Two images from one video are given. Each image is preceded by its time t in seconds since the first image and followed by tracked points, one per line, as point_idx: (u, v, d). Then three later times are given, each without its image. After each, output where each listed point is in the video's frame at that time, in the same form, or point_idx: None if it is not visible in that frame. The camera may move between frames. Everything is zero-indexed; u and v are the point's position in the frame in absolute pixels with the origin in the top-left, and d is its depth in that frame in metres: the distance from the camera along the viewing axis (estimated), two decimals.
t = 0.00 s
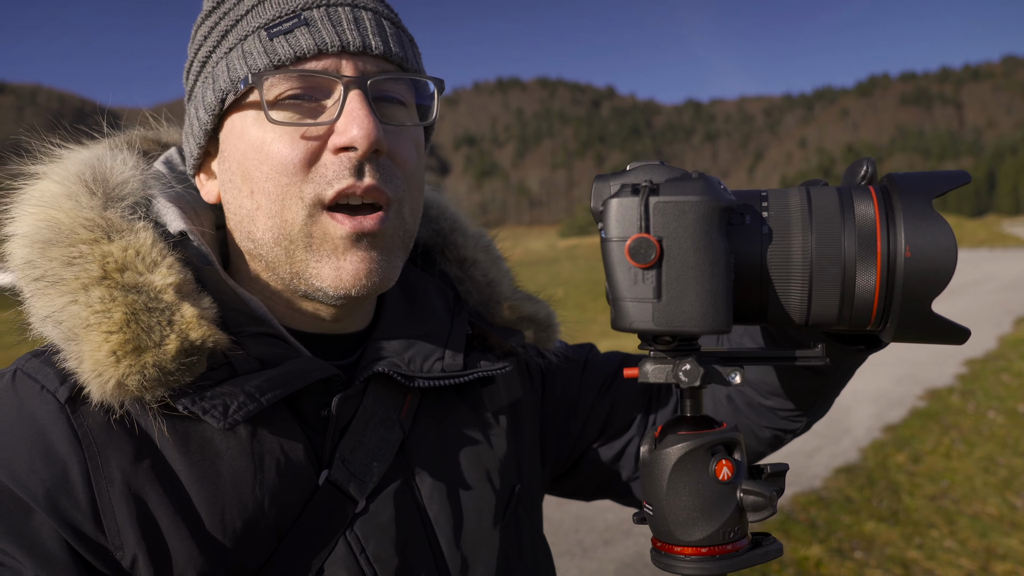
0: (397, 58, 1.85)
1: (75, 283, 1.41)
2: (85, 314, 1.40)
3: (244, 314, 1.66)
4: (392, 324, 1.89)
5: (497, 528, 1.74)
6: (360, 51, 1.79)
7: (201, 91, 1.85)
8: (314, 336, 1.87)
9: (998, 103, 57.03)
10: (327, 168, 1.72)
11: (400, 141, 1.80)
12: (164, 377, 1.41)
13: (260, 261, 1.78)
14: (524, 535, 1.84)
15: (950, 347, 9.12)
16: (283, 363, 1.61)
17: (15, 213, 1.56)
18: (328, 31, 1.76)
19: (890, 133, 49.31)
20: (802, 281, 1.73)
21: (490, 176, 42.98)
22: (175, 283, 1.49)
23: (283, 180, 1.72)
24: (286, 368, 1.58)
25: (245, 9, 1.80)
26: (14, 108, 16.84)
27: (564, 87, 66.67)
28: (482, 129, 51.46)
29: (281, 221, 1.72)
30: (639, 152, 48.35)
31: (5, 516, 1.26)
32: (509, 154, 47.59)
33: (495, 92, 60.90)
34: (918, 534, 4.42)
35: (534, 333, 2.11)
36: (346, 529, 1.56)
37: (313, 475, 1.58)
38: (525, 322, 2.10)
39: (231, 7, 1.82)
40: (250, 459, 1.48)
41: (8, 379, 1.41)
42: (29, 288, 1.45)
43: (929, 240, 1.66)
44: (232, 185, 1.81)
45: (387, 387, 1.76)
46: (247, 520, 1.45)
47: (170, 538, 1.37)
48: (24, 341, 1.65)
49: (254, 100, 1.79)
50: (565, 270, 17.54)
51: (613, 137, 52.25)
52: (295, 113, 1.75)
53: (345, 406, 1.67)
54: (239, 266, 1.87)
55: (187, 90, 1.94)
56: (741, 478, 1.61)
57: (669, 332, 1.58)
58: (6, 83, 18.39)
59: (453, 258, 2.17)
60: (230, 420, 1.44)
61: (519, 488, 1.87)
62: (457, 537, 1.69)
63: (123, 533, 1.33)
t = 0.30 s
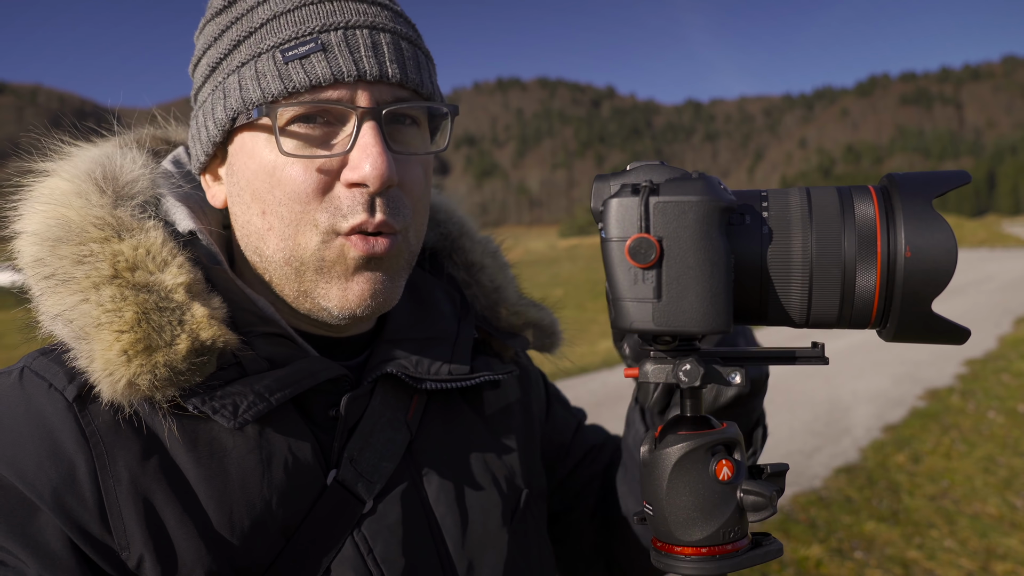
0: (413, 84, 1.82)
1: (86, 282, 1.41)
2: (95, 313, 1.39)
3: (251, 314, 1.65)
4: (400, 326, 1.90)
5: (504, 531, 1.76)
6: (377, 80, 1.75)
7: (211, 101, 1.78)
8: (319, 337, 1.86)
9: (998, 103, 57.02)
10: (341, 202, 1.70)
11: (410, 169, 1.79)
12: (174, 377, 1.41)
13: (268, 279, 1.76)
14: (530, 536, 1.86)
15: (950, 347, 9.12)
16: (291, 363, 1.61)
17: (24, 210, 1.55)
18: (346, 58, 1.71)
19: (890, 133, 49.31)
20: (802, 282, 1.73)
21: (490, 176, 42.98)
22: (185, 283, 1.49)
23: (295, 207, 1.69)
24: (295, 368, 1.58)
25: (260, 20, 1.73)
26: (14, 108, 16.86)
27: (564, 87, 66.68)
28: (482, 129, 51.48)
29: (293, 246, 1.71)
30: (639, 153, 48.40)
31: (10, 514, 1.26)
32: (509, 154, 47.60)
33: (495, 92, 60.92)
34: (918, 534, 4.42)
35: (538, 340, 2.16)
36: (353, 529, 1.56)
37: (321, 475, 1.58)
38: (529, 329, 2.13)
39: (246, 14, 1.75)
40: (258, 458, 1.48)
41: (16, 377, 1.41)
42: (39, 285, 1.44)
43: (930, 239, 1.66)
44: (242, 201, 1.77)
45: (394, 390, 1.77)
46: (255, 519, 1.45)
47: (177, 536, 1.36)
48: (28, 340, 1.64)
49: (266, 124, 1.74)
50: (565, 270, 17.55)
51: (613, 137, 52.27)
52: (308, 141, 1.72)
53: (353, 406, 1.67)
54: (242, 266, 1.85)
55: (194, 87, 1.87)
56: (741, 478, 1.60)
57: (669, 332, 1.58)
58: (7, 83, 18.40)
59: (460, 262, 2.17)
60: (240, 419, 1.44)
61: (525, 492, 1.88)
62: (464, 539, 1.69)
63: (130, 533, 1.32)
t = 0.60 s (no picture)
0: (425, 89, 1.82)
1: (98, 278, 1.41)
2: (109, 310, 1.39)
3: (260, 314, 1.63)
4: (403, 328, 1.88)
5: (504, 533, 1.77)
6: (391, 85, 1.75)
7: (221, 104, 1.77)
8: (323, 337, 1.85)
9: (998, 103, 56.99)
10: (352, 209, 1.69)
11: (421, 174, 1.79)
12: (188, 375, 1.41)
13: (276, 281, 1.74)
14: (525, 536, 1.89)
15: (949, 347, 9.12)
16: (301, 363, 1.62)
17: (30, 205, 1.54)
18: (360, 63, 1.71)
19: (890, 133, 49.29)
20: (802, 282, 1.73)
21: (490, 176, 42.99)
22: (198, 281, 1.49)
23: (306, 211, 1.68)
24: (304, 368, 1.58)
25: (272, 23, 1.73)
26: (14, 108, 16.86)
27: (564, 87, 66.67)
28: (482, 129, 51.53)
29: (302, 249, 1.69)
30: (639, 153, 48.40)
31: (14, 515, 1.26)
32: (509, 154, 47.62)
33: (495, 92, 60.93)
34: (918, 534, 4.42)
35: (536, 346, 2.21)
36: (359, 530, 1.56)
37: (327, 475, 1.57)
38: (529, 335, 2.17)
39: (256, 16, 1.74)
40: (267, 458, 1.48)
41: (21, 376, 1.39)
42: (48, 282, 1.44)
43: (930, 240, 1.66)
44: (251, 204, 1.75)
45: (397, 391, 1.77)
46: (263, 519, 1.45)
47: (185, 538, 1.36)
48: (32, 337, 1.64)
49: (279, 128, 1.72)
50: (565, 270, 17.56)
51: (613, 137, 52.27)
52: (321, 145, 1.70)
53: (359, 406, 1.67)
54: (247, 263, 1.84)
55: (200, 88, 1.86)
56: (741, 478, 1.61)
57: (670, 332, 1.58)
58: (6, 83, 18.40)
59: (461, 267, 2.18)
60: (252, 418, 1.44)
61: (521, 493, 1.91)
62: (466, 540, 1.70)
63: (137, 535, 1.32)
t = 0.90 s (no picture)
0: (435, 83, 1.86)
1: (84, 281, 1.40)
2: (96, 313, 1.38)
3: (250, 315, 1.63)
4: (394, 327, 1.88)
5: (494, 532, 1.78)
6: (407, 77, 1.78)
7: (229, 96, 1.73)
8: (313, 336, 1.85)
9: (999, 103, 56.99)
10: (370, 195, 1.70)
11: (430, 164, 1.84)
12: (177, 377, 1.41)
13: (285, 275, 1.72)
14: (517, 535, 1.89)
15: (949, 347, 9.12)
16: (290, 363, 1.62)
17: (14, 208, 1.53)
18: (379, 55, 1.73)
19: (890, 133, 49.29)
20: (802, 281, 1.73)
21: (490, 176, 43.00)
22: (186, 283, 1.48)
23: (322, 198, 1.67)
24: (294, 368, 1.58)
25: (284, 15, 1.71)
26: (14, 108, 16.85)
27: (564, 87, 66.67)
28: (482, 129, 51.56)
29: (315, 238, 1.68)
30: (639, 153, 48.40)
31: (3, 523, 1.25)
32: (510, 154, 47.63)
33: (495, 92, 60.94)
34: (918, 534, 4.42)
35: (526, 341, 2.20)
36: (351, 531, 1.56)
37: (317, 475, 1.57)
38: (519, 332, 2.17)
39: (265, 9, 1.71)
40: (257, 459, 1.48)
41: (7, 381, 1.39)
42: (34, 285, 1.43)
43: (930, 240, 1.66)
44: (261, 196, 1.73)
45: (387, 391, 1.76)
46: (255, 520, 1.45)
47: (176, 540, 1.36)
48: (23, 339, 1.63)
49: (299, 118, 1.70)
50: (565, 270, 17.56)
51: (613, 137, 52.28)
52: (340, 135, 1.70)
53: (349, 406, 1.67)
54: (239, 264, 1.84)
55: (195, 83, 1.80)
56: (741, 478, 1.61)
57: (669, 332, 1.58)
58: (7, 83, 18.42)
59: (450, 264, 2.16)
60: (243, 420, 1.45)
61: (512, 493, 1.91)
62: (457, 538, 1.70)
63: (127, 538, 1.32)
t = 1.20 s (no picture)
0: (432, 86, 1.87)
1: (77, 281, 1.40)
2: (89, 314, 1.38)
3: (242, 315, 1.62)
4: (387, 328, 1.89)
5: (491, 529, 1.78)
6: (407, 79, 1.79)
7: (229, 92, 1.71)
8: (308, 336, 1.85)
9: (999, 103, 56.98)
10: (366, 195, 1.70)
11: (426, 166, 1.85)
12: (171, 377, 1.41)
13: (279, 271, 1.71)
14: (515, 533, 1.89)
15: (949, 347, 9.12)
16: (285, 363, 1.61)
17: (5, 211, 1.52)
18: (381, 57, 1.74)
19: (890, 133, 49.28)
20: (802, 282, 1.73)
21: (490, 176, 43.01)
22: (179, 283, 1.48)
23: (319, 197, 1.67)
24: (289, 368, 1.58)
25: (286, 14, 1.71)
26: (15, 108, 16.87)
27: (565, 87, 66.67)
28: (482, 129, 51.57)
29: (311, 236, 1.68)
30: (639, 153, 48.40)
31: None
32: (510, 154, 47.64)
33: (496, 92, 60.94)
34: (918, 534, 4.42)
35: (521, 339, 2.19)
36: (346, 530, 1.56)
37: (313, 475, 1.57)
38: (512, 330, 2.17)
39: (266, 7, 1.71)
40: (251, 459, 1.48)
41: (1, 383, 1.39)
42: (26, 287, 1.43)
43: (930, 240, 1.66)
44: (257, 193, 1.73)
45: (381, 390, 1.76)
46: (250, 518, 1.45)
47: (171, 539, 1.36)
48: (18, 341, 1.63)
49: (298, 116, 1.70)
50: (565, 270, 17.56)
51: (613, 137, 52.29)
52: (339, 134, 1.71)
53: (343, 405, 1.66)
54: (233, 265, 1.84)
55: (190, 77, 1.77)
56: (741, 478, 1.61)
57: (669, 332, 1.58)
58: (7, 84, 18.43)
59: (442, 264, 2.17)
60: (237, 419, 1.45)
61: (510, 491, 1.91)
62: (453, 536, 1.70)
63: (122, 538, 1.32)
